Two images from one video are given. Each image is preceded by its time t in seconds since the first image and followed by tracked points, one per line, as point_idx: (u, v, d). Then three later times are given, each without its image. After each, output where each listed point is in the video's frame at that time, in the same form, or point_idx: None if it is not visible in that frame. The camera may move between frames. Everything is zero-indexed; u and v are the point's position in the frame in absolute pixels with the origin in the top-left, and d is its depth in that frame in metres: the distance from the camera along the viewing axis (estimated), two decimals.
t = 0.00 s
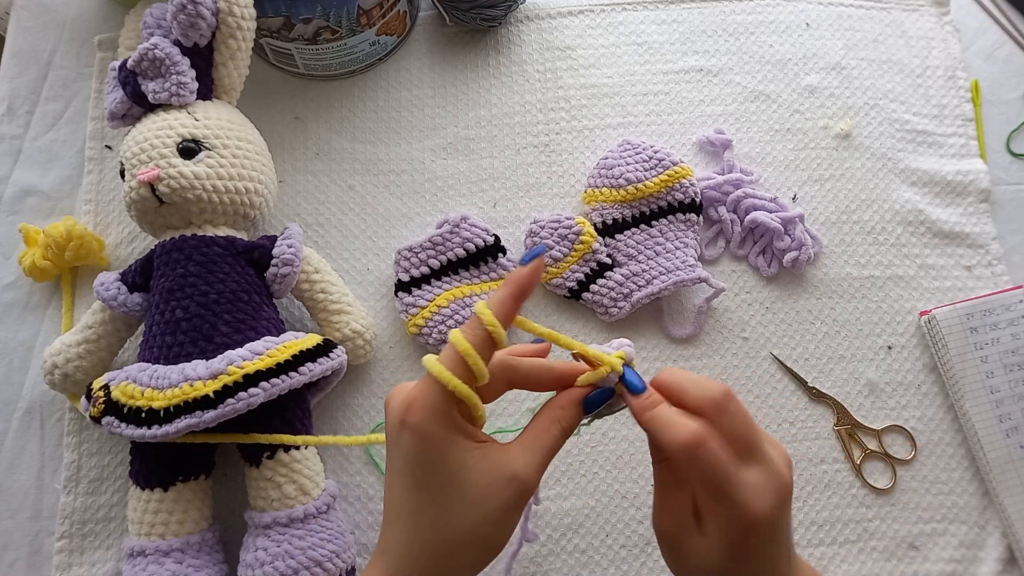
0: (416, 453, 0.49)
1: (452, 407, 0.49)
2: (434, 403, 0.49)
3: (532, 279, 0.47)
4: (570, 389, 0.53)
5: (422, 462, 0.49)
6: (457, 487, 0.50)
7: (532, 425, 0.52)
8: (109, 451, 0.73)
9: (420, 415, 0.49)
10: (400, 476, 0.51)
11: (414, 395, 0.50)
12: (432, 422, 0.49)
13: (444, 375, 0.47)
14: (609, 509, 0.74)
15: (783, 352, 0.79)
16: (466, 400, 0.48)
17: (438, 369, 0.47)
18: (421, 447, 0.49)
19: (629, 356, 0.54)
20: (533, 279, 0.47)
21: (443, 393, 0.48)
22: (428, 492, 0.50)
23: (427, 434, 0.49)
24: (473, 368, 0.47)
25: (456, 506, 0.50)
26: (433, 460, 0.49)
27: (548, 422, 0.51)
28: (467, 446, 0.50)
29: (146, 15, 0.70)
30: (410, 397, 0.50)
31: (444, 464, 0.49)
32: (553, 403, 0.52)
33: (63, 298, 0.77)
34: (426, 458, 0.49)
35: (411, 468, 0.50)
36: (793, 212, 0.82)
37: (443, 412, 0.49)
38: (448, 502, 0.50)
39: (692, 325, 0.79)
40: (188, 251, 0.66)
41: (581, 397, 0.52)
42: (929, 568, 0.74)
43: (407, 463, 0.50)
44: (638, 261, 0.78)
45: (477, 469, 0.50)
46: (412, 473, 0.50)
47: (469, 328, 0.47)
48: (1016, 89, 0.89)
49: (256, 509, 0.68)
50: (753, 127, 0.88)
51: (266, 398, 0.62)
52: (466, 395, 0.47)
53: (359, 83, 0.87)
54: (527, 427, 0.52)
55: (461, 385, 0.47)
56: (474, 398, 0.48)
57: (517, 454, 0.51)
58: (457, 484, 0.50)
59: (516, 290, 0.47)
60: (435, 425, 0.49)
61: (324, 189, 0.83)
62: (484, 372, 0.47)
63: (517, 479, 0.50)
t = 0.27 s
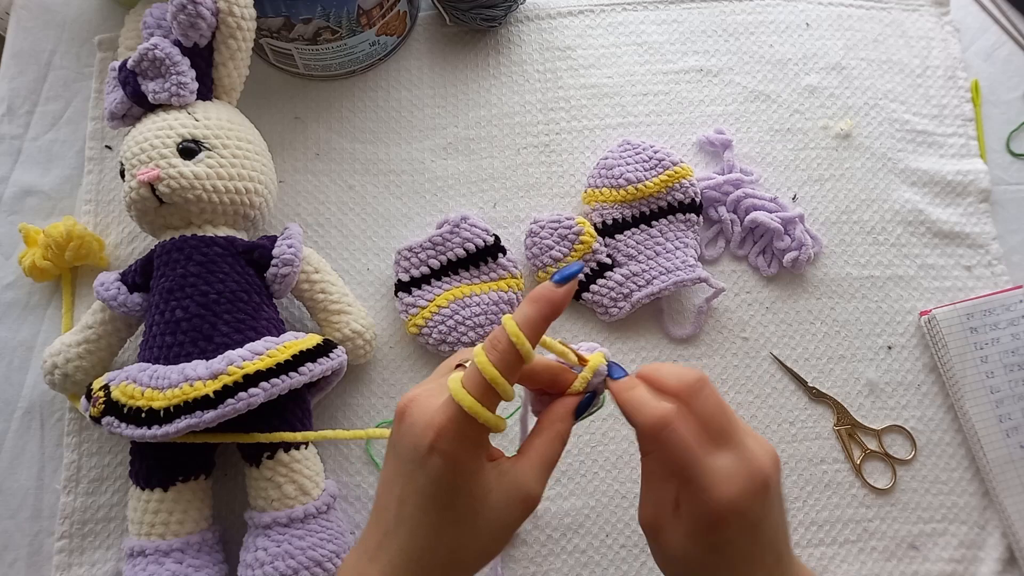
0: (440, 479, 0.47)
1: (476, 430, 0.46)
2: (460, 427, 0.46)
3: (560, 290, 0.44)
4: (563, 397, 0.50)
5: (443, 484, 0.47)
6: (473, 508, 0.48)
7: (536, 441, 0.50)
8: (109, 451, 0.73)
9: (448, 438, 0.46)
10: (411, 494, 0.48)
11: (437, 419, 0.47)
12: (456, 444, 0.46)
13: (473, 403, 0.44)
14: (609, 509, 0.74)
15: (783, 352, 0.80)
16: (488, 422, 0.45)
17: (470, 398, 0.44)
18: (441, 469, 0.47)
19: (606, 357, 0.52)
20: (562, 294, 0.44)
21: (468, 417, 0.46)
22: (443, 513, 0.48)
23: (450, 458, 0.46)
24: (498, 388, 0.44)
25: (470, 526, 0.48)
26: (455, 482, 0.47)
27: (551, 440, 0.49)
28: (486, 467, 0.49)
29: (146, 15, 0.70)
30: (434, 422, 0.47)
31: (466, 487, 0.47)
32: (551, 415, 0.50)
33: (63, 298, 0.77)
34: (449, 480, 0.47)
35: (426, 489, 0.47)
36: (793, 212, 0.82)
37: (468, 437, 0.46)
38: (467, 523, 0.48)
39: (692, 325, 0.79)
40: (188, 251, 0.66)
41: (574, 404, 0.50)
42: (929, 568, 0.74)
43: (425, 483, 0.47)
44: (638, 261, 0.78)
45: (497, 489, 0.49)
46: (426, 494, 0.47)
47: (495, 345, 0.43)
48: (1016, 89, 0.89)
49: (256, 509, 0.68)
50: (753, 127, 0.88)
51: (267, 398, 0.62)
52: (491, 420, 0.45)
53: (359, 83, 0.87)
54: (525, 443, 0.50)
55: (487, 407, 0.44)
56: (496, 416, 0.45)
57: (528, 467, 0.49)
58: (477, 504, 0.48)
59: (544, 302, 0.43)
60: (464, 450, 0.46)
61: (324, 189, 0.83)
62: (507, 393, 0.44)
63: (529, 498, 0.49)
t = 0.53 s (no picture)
0: (353, 422, 0.47)
1: (400, 383, 0.48)
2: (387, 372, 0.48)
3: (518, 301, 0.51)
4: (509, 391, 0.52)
5: (355, 429, 0.48)
6: (385, 460, 0.48)
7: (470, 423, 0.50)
8: (109, 451, 0.73)
9: (369, 378, 0.47)
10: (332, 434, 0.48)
11: (369, 357, 0.48)
12: (377, 395, 0.47)
13: (400, 344, 0.47)
14: (609, 509, 0.74)
15: (783, 352, 0.80)
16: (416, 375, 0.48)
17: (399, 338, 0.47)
18: (358, 414, 0.47)
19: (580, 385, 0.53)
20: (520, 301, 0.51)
21: (399, 365, 0.48)
22: (356, 462, 0.48)
23: (376, 403, 0.47)
24: (429, 351, 0.48)
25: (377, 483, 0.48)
26: (371, 432, 0.48)
27: (483, 428, 0.50)
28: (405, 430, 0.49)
29: (146, 15, 0.70)
30: (368, 375, 0.47)
31: (377, 440, 0.48)
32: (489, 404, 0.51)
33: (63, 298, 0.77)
34: (361, 424, 0.47)
35: (342, 433, 0.48)
36: (793, 212, 0.82)
37: (393, 386, 0.48)
38: (375, 475, 0.48)
39: (692, 325, 0.79)
40: (188, 251, 0.66)
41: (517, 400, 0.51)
42: (929, 568, 0.74)
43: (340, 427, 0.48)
44: (638, 261, 0.78)
45: (405, 456, 0.48)
46: (342, 438, 0.48)
47: (445, 313, 0.50)
48: (1016, 89, 0.89)
49: (257, 509, 0.68)
50: (753, 127, 0.88)
51: (267, 398, 0.62)
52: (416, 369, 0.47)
53: (359, 83, 0.87)
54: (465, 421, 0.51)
55: (412, 357, 0.47)
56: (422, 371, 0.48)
57: (448, 448, 0.49)
58: (389, 465, 0.48)
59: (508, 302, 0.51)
60: (384, 400, 0.47)
61: (324, 189, 0.83)
62: (434, 358, 0.48)
63: (443, 479, 0.48)
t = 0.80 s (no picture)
0: (444, 514, 0.45)
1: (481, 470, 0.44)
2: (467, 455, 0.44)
3: (578, 340, 0.43)
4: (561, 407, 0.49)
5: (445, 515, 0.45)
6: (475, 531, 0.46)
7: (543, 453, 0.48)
8: (109, 451, 0.73)
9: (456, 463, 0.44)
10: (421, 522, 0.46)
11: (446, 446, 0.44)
12: (465, 478, 0.44)
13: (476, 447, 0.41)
14: (610, 509, 0.74)
15: (783, 352, 0.80)
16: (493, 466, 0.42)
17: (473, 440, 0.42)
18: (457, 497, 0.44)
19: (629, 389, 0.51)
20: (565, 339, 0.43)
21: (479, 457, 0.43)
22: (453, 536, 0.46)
23: (461, 483, 0.44)
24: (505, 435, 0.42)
25: (470, 545, 0.46)
26: (461, 510, 0.45)
27: (555, 460, 0.48)
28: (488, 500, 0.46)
29: (146, 15, 0.70)
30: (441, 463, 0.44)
31: (473, 510, 0.46)
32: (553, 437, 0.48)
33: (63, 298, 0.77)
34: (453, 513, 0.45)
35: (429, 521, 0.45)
36: (792, 212, 0.82)
37: (477, 471, 0.44)
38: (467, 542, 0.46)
39: (692, 325, 0.79)
40: (188, 251, 0.66)
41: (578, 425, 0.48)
42: (929, 568, 0.74)
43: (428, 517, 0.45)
44: (638, 261, 0.78)
45: (497, 515, 0.46)
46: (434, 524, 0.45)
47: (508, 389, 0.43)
48: (1016, 89, 0.89)
49: (256, 509, 0.68)
50: (753, 127, 0.88)
51: (267, 398, 0.62)
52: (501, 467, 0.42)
53: (359, 83, 0.87)
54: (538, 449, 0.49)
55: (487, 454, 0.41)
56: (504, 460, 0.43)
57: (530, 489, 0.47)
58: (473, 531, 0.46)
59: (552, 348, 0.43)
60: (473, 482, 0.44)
61: (324, 189, 0.83)
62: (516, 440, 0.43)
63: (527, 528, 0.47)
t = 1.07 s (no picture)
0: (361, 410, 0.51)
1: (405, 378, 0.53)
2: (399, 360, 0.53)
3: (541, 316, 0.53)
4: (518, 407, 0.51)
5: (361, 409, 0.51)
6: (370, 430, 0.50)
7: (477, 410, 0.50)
8: (109, 451, 0.73)
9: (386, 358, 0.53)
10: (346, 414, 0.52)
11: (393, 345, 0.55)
12: (383, 376, 0.52)
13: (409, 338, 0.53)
14: (610, 509, 0.74)
15: (783, 352, 0.80)
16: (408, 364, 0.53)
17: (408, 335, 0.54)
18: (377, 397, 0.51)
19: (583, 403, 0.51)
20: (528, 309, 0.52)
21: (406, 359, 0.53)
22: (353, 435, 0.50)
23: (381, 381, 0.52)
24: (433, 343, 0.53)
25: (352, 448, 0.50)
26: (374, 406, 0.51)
27: (464, 419, 0.48)
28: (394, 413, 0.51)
29: (146, 15, 0.70)
30: (384, 355, 0.53)
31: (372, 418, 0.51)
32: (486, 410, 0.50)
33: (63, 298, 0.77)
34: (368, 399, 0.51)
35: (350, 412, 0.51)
36: (793, 212, 0.82)
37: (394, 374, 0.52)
38: (359, 441, 0.50)
39: (692, 325, 0.79)
40: (188, 251, 0.66)
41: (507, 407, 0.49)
42: (929, 568, 0.74)
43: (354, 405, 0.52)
44: (638, 261, 0.78)
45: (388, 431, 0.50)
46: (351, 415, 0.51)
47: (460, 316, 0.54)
48: (1016, 89, 0.89)
49: (256, 509, 0.68)
50: (753, 127, 0.88)
51: (267, 398, 0.62)
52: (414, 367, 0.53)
53: (359, 83, 0.87)
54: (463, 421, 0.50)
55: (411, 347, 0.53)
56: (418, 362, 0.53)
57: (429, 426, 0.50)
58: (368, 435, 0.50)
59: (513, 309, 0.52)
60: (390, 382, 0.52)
61: (324, 189, 0.83)
62: (440, 354, 0.53)
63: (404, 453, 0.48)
